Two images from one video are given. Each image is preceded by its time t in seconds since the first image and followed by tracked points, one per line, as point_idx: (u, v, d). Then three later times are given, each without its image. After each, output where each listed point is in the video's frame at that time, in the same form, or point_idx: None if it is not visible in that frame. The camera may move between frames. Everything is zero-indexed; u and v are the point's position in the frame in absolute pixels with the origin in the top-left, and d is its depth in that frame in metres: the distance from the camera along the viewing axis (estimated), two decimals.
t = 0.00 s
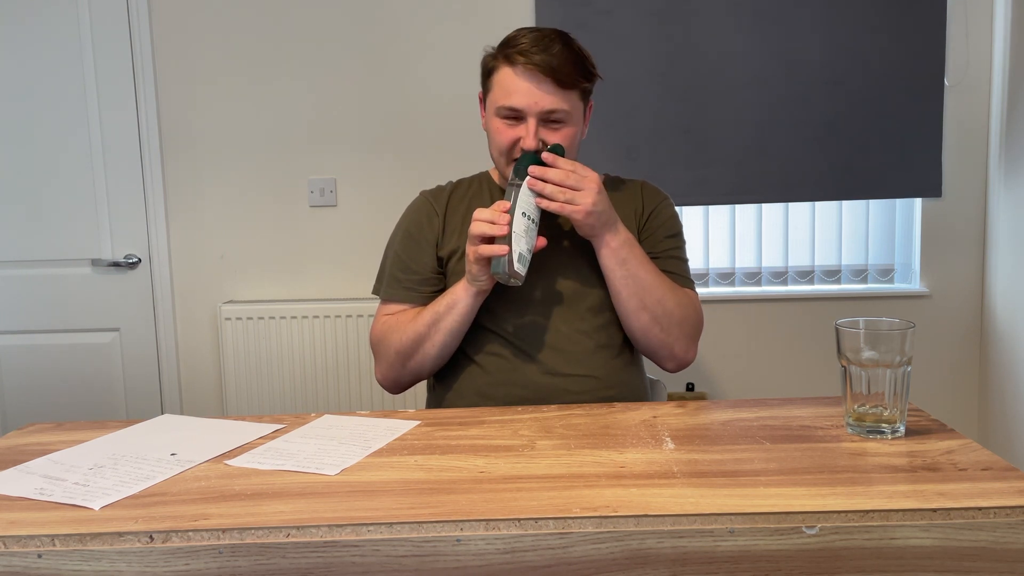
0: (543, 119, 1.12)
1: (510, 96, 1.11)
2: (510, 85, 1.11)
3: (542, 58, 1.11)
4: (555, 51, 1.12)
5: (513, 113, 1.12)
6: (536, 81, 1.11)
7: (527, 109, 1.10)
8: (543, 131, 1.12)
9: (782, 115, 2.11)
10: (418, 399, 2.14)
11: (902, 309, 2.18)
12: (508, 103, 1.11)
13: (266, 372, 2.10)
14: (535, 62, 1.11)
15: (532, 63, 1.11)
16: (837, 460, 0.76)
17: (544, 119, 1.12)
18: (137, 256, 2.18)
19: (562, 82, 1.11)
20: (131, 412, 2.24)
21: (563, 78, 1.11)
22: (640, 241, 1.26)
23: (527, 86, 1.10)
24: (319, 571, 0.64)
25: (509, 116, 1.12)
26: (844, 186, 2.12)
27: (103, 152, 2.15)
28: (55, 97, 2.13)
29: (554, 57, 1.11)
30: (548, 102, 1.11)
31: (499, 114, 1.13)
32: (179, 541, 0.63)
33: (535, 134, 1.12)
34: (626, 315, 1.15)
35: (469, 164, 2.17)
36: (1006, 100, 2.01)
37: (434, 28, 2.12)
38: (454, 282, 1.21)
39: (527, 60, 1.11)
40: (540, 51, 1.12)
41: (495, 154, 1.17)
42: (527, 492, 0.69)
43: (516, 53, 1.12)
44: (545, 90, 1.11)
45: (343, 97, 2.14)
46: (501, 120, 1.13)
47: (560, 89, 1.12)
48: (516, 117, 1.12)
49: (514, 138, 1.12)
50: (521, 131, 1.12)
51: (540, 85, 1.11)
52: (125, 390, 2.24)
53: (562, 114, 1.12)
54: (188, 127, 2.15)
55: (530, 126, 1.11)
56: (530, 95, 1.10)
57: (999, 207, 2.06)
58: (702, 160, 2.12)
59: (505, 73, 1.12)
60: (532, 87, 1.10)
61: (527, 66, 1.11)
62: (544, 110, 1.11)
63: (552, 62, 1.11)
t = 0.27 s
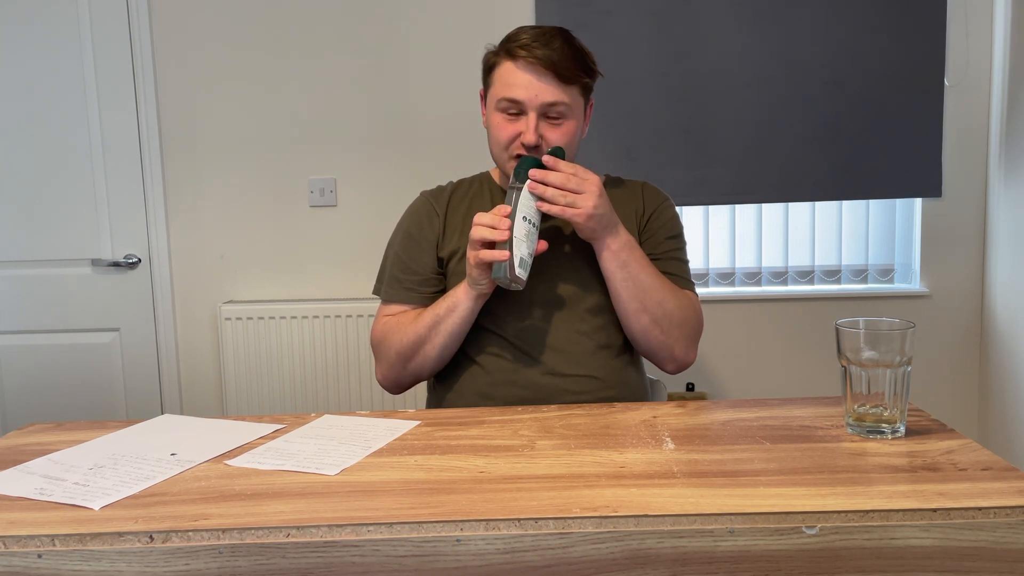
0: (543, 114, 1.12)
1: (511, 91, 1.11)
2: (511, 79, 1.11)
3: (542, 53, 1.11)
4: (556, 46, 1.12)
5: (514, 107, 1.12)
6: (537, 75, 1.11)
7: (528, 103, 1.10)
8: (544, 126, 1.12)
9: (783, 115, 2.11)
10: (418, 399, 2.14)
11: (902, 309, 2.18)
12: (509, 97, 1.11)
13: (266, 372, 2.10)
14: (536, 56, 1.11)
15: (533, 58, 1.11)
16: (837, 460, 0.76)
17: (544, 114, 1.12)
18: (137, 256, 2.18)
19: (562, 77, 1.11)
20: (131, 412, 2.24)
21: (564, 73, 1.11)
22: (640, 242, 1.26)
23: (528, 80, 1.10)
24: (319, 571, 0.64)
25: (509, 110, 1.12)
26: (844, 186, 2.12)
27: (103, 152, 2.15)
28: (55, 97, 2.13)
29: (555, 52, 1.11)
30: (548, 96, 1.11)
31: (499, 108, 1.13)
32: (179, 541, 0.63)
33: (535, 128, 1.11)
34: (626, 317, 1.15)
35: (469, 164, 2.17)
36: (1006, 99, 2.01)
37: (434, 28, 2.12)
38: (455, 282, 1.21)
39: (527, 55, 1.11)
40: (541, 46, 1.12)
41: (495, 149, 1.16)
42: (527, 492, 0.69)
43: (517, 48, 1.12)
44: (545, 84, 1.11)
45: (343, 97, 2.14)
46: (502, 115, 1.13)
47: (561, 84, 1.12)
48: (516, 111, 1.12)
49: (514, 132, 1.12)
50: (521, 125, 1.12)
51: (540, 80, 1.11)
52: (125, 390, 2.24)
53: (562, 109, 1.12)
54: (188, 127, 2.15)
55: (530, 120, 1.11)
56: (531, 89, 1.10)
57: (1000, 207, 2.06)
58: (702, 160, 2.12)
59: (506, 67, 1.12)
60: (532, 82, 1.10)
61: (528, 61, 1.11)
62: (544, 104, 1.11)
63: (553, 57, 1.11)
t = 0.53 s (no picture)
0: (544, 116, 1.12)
1: (512, 93, 1.11)
2: (512, 82, 1.11)
3: (543, 56, 1.11)
4: (558, 49, 1.12)
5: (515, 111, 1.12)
6: (537, 78, 1.11)
7: (529, 106, 1.10)
8: (544, 129, 1.12)
9: (782, 115, 2.11)
10: (418, 399, 2.14)
11: (902, 309, 2.18)
12: (509, 100, 1.11)
13: (265, 372, 2.10)
14: (537, 60, 1.11)
15: (533, 61, 1.11)
16: (837, 461, 0.76)
17: (544, 117, 1.12)
18: (137, 256, 2.18)
19: (563, 80, 1.11)
20: (132, 412, 2.24)
21: (565, 77, 1.11)
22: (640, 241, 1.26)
23: (529, 83, 1.10)
24: (319, 571, 0.64)
25: (510, 113, 1.12)
26: (844, 186, 2.12)
27: (103, 152, 2.15)
28: (55, 97, 2.13)
29: (556, 56, 1.11)
30: (549, 100, 1.11)
31: (500, 111, 1.13)
32: (179, 541, 0.63)
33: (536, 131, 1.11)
34: (626, 316, 1.15)
35: (469, 164, 2.17)
36: (1007, 99, 2.01)
37: (434, 28, 2.12)
38: (455, 282, 1.21)
39: (528, 58, 1.11)
40: (543, 48, 1.12)
41: (495, 151, 1.17)
42: (527, 492, 0.69)
43: (518, 51, 1.12)
44: (546, 88, 1.11)
45: (343, 97, 2.14)
46: (502, 117, 1.13)
47: (561, 88, 1.12)
48: (517, 114, 1.12)
49: (515, 134, 1.12)
50: (522, 128, 1.12)
51: (541, 83, 1.11)
52: (125, 390, 2.24)
53: (563, 112, 1.12)
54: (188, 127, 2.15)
55: (531, 123, 1.11)
56: (532, 92, 1.10)
57: (1000, 207, 2.06)
58: (702, 160, 2.12)
59: (507, 70, 1.12)
60: (533, 85, 1.10)
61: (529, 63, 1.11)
62: (545, 107, 1.11)
63: (554, 60, 1.11)
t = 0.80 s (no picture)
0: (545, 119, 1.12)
1: (512, 96, 1.11)
2: (512, 85, 1.11)
3: (544, 58, 1.11)
4: (558, 51, 1.12)
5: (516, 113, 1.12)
6: (538, 80, 1.11)
7: (529, 109, 1.10)
8: (545, 131, 1.13)
9: (783, 115, 2.11)
10: (418, 399, 2.14)
11: (902, 309, 2.18)
12: (510, 102, 1.11)
13: (265, 372, 2.10)
14: (537, 62, 1.11)
15: (533, 63, 1.11)
16: (837, 460, 0.76)
17: (545, 119, 1.12)
18: (137, 256, 2.18)
19: (564, 83, 1.11)
20: (132, 412, 2.24)
21: (565, 79, 1.11)
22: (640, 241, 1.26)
23: (530, 86, 1.10)
24: (319, 571, 0.64)
25: (511, 116, 1.12)
26: (843, 186, 2.12)
27: (104, 152, 2.15)
28: (55, 97, 2.13)
29: (556, 57, 1.11)
30: (549, 103, 1.11)
31: (500, 113, 1.13)
32: (179, 541, 0.63)
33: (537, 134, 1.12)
34: (626, 316, 1.15)
35: (469, 164, 2.17)
36: (1007, 99, 2.01)
37: (434, 28, 2.12)
38: (455, 282, 1.21)
39: (529, 60, 1.11)
40: (543, 50, 1.12)
41: (496, 153, 1.17)
42: (527, 492, 0.69)
43: (518, 53, 1.12)
44: (546, 90, 1.11)
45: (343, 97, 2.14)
46: (502, 119, 1.13)
47: (562, 90, 1.11)
48: (518, 116, 1.12)
49: (516, 137, 1.12)
50: (523, 131, 1.12)
51: (542, 86, 1.11)
52: (125, 390, 2.24)
53: (563, 114, 1.12)
54: (188, 126, 2.15)
55: (531, 126, 1.11)
56: (532, 95, 1.10)
57: (999, 207, 2.06)
58: (702, 160, 2.12)
59: (507, 72, 1.12)
60: (533, 87, 1.10)
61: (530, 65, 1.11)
62: (546, 109, 1.11)
63: (554, 62, 1.11)
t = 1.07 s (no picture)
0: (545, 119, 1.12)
1: (512, 96, 1.11)
2: (512, 85, 1.11)
3: (544, 58, 1.11)
4: (558, 51, 1.12)
5: (516, 114, 1.12)
6: (537, 81, 1.11)
7: (529, 109, 1.10)
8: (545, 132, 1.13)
9: (783, 115, 2.10)
10: (418, 399, 2.14)
11: (902, 309, 2.18)
12: (510, 103, 1.11)
13: (265, 372, 2.10)
14: (537, 62, 1.11)
15: (533, 63, 1.11)
16: (837, 461, 0.76)
17: (545, 119, 1.12)
18: (137, 256, 2.18)
19: (563, 82, 1.11)
20: (132, 412, 2.24)
21: (565, 79, 1.11)
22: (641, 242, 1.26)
23: (530, 86, 1.10)
24: (319, 571, 0.64)
25: (511, 116, 1.12)
26: (844, 186, 2.12)
27: (104, 152, 2.15)
28: (55, 97, 2.13)
29: (556, 57, 1.11)
30: (550, 103, 1.11)
31: (500, 114, 1.13)
32: (179, 541, 0.63)
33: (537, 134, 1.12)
34: (626, 316, 1.15)
35: (469, 164, 2.17)
36: (1007, 100, 2.01)
37: (434, 28, 2.12)
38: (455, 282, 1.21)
39: (529, 60, 1.11)
40: (543, 50, 1.12)
41: (496, 153, 1.17)
42: (527, 492, 0.69)
43: (518, 53, 1.12)
44: (546, 90, 1.11)
45: (343, 97, 2.14)
46: (502, 120, 1.13)
47: (562, 90, 1.11)
48: (517, 117, 1.12)
49: (516, 137, 1.13)
50: (523, 131, 1.12)
51: (542, 86, 1.11)
52: (125, 390, 2.24)
53: (563, 114, 1.12)
54: (188, 126, 2.15)
55: (531, 126, 1.11)
56: (532, 95, 1.10)
57: (999, 207, 2.06)
58: (702, 160, 2.12)
59: (507, 73, 1.12)
60: (533, 87, 1.10)
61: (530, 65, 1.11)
62: (545, 110, 1.11)
63: (554, 62, 1.11)
